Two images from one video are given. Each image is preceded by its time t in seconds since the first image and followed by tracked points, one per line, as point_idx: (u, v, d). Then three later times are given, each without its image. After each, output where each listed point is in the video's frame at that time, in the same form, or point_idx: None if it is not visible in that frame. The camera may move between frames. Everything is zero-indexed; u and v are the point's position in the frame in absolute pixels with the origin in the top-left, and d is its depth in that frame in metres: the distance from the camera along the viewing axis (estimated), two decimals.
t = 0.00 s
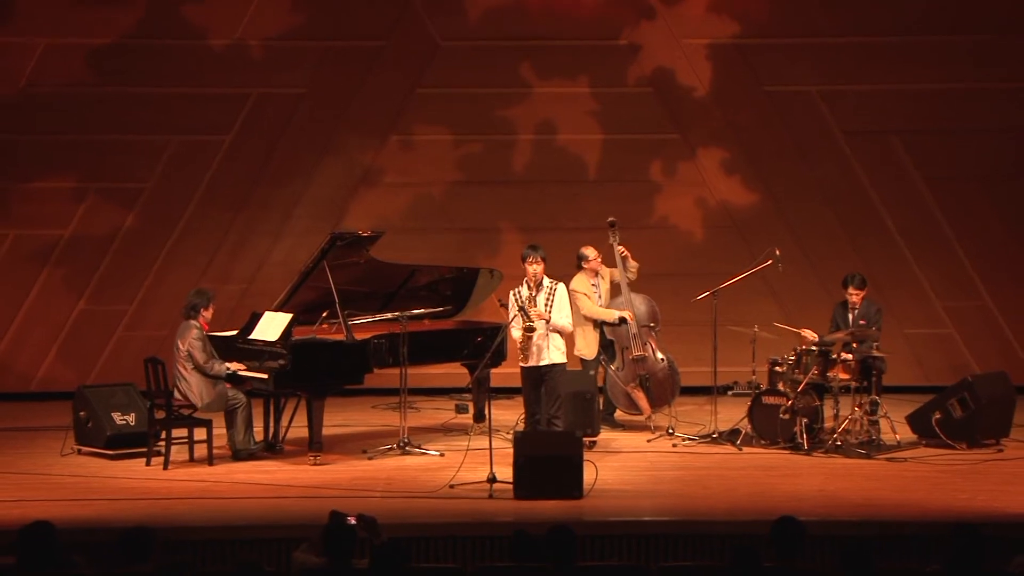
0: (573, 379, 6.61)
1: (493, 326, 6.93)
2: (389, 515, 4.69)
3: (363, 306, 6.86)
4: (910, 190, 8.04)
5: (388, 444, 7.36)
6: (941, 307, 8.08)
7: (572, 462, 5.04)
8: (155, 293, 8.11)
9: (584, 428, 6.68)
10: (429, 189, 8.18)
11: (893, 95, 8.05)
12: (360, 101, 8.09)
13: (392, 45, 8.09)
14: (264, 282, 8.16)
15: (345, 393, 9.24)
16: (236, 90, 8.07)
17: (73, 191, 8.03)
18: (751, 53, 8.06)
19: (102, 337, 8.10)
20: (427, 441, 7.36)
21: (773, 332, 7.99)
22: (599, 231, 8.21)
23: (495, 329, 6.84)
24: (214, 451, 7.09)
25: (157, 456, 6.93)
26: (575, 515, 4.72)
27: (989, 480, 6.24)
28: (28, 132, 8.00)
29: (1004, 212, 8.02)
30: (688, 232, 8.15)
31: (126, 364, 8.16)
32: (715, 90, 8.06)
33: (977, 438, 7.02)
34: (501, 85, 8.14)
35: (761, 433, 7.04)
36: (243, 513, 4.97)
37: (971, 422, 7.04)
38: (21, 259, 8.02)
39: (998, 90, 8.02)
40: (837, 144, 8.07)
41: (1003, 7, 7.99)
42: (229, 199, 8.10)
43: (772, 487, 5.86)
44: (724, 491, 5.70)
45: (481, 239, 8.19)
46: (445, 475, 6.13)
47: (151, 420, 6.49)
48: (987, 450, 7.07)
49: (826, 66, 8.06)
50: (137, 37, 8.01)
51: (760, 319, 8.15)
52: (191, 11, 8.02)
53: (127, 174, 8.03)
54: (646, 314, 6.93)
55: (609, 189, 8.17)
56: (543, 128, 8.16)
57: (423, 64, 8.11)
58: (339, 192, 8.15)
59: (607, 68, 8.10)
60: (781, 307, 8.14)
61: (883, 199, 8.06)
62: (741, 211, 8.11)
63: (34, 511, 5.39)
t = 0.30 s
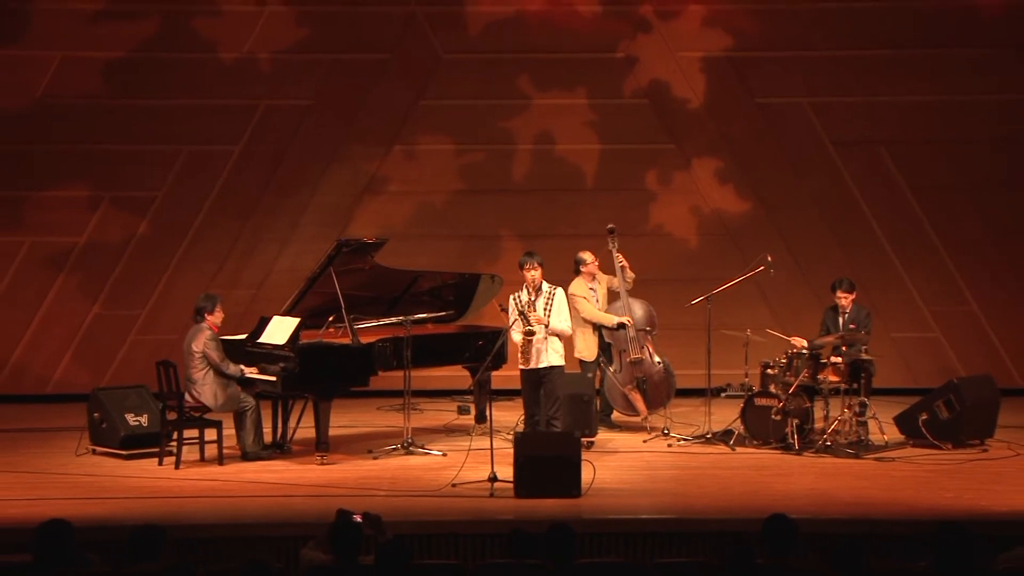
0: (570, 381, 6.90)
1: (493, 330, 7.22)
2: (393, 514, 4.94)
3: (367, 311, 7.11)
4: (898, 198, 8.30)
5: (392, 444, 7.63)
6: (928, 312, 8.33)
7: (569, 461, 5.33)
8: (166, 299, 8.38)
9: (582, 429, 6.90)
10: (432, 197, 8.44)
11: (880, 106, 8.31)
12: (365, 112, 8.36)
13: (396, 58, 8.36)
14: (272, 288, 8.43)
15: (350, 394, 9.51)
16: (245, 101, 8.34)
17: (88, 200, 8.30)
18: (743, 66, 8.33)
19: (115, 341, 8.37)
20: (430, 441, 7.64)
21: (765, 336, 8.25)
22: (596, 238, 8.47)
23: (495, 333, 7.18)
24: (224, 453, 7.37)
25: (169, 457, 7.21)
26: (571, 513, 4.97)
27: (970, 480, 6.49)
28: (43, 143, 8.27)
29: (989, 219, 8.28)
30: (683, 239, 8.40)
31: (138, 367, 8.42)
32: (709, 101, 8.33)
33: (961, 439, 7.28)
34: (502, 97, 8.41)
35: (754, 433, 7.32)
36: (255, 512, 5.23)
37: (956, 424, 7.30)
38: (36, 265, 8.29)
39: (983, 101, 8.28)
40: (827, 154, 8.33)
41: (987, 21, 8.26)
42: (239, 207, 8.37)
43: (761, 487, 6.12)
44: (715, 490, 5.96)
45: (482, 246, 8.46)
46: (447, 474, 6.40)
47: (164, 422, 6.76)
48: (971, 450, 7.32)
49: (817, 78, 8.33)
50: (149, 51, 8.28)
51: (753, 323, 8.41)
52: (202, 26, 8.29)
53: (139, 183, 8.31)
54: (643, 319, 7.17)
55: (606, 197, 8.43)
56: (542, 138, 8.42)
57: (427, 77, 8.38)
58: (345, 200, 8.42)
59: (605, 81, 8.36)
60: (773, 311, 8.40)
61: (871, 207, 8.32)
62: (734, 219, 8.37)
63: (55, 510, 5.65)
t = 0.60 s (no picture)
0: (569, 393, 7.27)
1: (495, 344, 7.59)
2: (400, 520, 5.29)
3: (375, 326, 7.47)
4: (882, 219, 8.68)
5: (398, 454, 8.00)
6: (911, 327, 8.71)
7: (566, 469, 5.71)
8: (181, 314, 8.76)
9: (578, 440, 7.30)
10: (436, 217, 8.82)
11: (865, 130, 8.70)
12: (372, 136, 8.75)
13: (402, 84, 8.75)
14: (282, 304, 8.81)
15: (357, 406, 9.89)
16: (257, 126, 8.73)
17: (107, 220, 8.68)
18: (734, 92, 8.72)
19: (132, 355, 8.75)
20: (434, 451, 8.01)
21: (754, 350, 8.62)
22: (593, 256, 8.85)
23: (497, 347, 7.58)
24: (237, 462, 7.74)
25: (184, 466, 7.58)
26: (569, 519, 5.33)
27: (946, 488, 6.85)
28: (65, 166, 8.66)
29: (969, 238, 8.65)
30: (676, 257, 8.78)
31: (154, 380, 8.80)
32: (701, 126, 8.72)
33: (943, 448, 7.66)
34: (503, 121, 8.80)
35: (746, 442, 7.69)
36: (271, 518, 5.60)
37: (938, 434, 7.68)
38: (57, 283, 8.67)
39: (963, 126, 8.67)
40: (814, 176, 8.72)
41: (967, 50, 8.65)
42: (251, 227, 8.76)
43: (749, 494, 6.47)
44: (706, 498, 6.32)
45: (484, 263, 8.83)
46: (450, 482, 6.77)
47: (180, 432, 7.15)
48: (953, 459, 7.67)
49: (804, 104, 8.72)
50: (167, 78, 8.68)
51: (743, 338, 8.78)
52: (216, 54, 8.69)
53: (156, 204, 8.69)
54: (638, 334, 7.55)
55: (603, 217, 8.81)
56: (541, 161, 8.81)
57: (431, 102, 8.78)
58: (353, 220, 8.80)
59: (601, 106, 8.76)
60: (762, 327, 8.77)
61: (856, 227, 8.70)
62: (725, 238, 8.74)
63: (83, 516, 6.01)
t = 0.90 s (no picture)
0: (568, 404, 7.62)
1: (496, 356, 7.97)
2: (406, 526, 5.64)
3: (379, 339, 7.83)
4: (866, 236, 9.06)
5: (403, 462, 8.36)
6: (895, 340, 9.08)
7: (561, 478, 6.10)
8: (195, 328, 9.13)
9: (575, 448, 7.67)
10: (439, 235, 9.19)
11: (850, 151, 9.08)
12: (378, 157, 9.13)
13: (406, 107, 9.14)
14: (291, 318, 9.19)
15: (363, 415, 10.26)
16: (268, 148, 9.11)
17: (123, 237, 9.05)
18: (724, 115, 9.10)
19: (147, 367, 9.12)
20: (437, 459, 8.38)
21: (744, 362, 8.99)
22: (590, 272, 9.22)
23: (497, 359, 7.92)
24: (248, 470, 8.11)
25: (197, 473, 7.96)
26: (567, 525, 5.69)
27: (924, 494, 7.22)
28: (84, 186, 9.03)
29: (950, 255, 9.03)
30: (669, 272, 9.15)
31: (168, 391, 9.17)
32: (693, 147, 9.10)
33: (925, 456, 8.02)
34: (503, 142, 9.18)
35: (736, 451, 8.08)
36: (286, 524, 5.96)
37: (920, 443, 8.05)
38: (76, 298, 9.05)
39: (944, 148, 9.04)
40: (801, 195, 9.09)
41: (948, 74, 9.03)
42: (262, 244, 9.13)
43: (736, 500, 6.84)
44: (696, 504, 6.69)
45: (485, 279, 9.20)
46: (453, 489, 7.15)
47: (193, 441, 7.53)
48: (934, 467, 8.03)
49: (791, 126, 9.10)
50: (181, 101, 9.06)
51: (733, 350, 9.15)
52: (229, 78, 9.07)
53: (171, 223, 9.07)
54: (632, 346, 7.94)
55: (599, 235, 9.19)
56: (540, 180, 9.19)
57: (435, 124, 9.16)
58: (359, 237, 9.18)
59: (597, 128, 9.14)
60: (752, 340, 9.14)
61: (842, 244, 9.08)
62: (716, 254, 9.12)
63: (108, 522, 6.38)
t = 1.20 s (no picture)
0: (565, 407, 7.85)
1: (497, 361, 8.37)
2: (411, 526, 5.99)
3: (385, 345, 8.21)
4: (852, 247, 9.45)
5: (407, 463, 8.76)
6: (880, 346, 9.46)
7: (559, 479, 6.48)
8: (208, 335, 9.52)
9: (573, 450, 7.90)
10: (442, 245, 9.59)
11: (836, 165, 9.47)
12: (384, 171, 9.53)
13: (411, 124, 9.54)
14: (301, 325, 9.58)
15: (369, 418, 10.66)
16: (279, 162, 9.51)
17: (140, 248, 9.44)
18: (716, 131, 9.50)
19: (162, 373, 9.51)
20: (440, 460, 8.78)
21: (735, 367, 9.38)
22: (587, 281, 9.61)
23: (498, 364, 8.30)
24: (259, 470, 8.50)
25: (210, 474, 8.36)
26: (565, 524, 6.04)
27: (903, 494, 7.60)
28: (101, 199, 9.41)
29: (932, 265, 9.41)
30: (663, 282, 9.54)
31: (182, 395, 9.56)
32: (686, 161, 9.50)
33: (909, 458, 8.39)
34: (504, 157, 9.57)
35: (727, 453, 8.47)
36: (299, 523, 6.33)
37: (903, 445, 8.42)
38: (94, 306, 9.43)
39: (927, 162, 9.43)
40: (789, 208, 9.49)
41: (930, 92, 9.42)
42: (272, 254, 9.52)
43: (725, 500, 7.22)
44: (687, 504, 7.06)
45: (486, 288, 9.59)
46: (455, 489, 7.54)
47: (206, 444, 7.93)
48: (917, 467, 8.40)
49: (780, 142, 9.49)
50: (195, 118, 9.45)
51: (724, 356, 9.54)
52: (241, 96, 9.47)
53: (186, 234, 9.47)
54: (626, 352, 8.30)
55: (596, 245, 9.58)
56: (539, 193, 9.59)
57: (438, 140, 9.56)
58: (366, 248, 9.57)
59: (594, 143, 9.54)
60: (743, 346, 9.53)
61: (828, 254, 9.47)
62: (708, 264, 9.51)
63: (131, 520, 6.76)
